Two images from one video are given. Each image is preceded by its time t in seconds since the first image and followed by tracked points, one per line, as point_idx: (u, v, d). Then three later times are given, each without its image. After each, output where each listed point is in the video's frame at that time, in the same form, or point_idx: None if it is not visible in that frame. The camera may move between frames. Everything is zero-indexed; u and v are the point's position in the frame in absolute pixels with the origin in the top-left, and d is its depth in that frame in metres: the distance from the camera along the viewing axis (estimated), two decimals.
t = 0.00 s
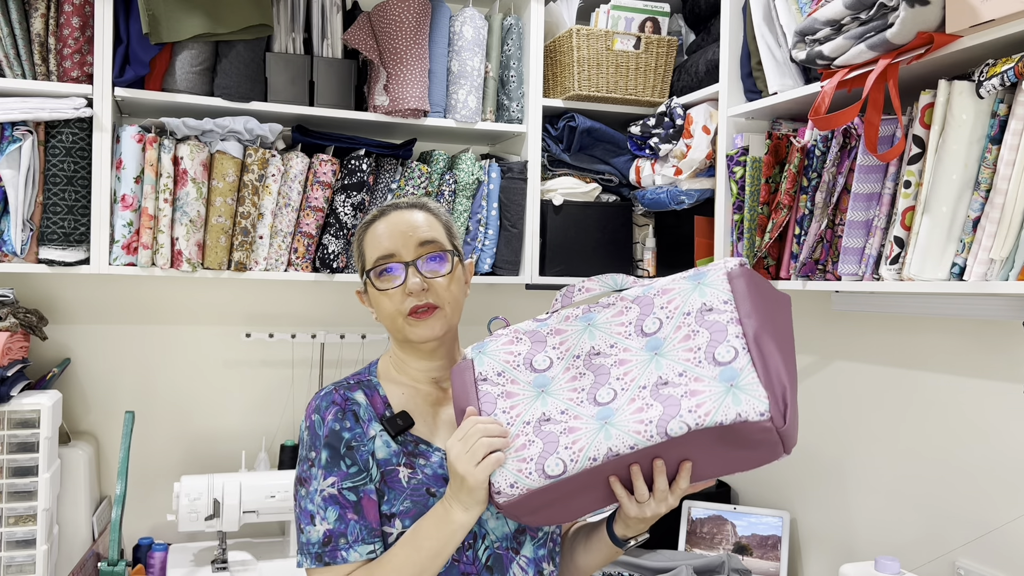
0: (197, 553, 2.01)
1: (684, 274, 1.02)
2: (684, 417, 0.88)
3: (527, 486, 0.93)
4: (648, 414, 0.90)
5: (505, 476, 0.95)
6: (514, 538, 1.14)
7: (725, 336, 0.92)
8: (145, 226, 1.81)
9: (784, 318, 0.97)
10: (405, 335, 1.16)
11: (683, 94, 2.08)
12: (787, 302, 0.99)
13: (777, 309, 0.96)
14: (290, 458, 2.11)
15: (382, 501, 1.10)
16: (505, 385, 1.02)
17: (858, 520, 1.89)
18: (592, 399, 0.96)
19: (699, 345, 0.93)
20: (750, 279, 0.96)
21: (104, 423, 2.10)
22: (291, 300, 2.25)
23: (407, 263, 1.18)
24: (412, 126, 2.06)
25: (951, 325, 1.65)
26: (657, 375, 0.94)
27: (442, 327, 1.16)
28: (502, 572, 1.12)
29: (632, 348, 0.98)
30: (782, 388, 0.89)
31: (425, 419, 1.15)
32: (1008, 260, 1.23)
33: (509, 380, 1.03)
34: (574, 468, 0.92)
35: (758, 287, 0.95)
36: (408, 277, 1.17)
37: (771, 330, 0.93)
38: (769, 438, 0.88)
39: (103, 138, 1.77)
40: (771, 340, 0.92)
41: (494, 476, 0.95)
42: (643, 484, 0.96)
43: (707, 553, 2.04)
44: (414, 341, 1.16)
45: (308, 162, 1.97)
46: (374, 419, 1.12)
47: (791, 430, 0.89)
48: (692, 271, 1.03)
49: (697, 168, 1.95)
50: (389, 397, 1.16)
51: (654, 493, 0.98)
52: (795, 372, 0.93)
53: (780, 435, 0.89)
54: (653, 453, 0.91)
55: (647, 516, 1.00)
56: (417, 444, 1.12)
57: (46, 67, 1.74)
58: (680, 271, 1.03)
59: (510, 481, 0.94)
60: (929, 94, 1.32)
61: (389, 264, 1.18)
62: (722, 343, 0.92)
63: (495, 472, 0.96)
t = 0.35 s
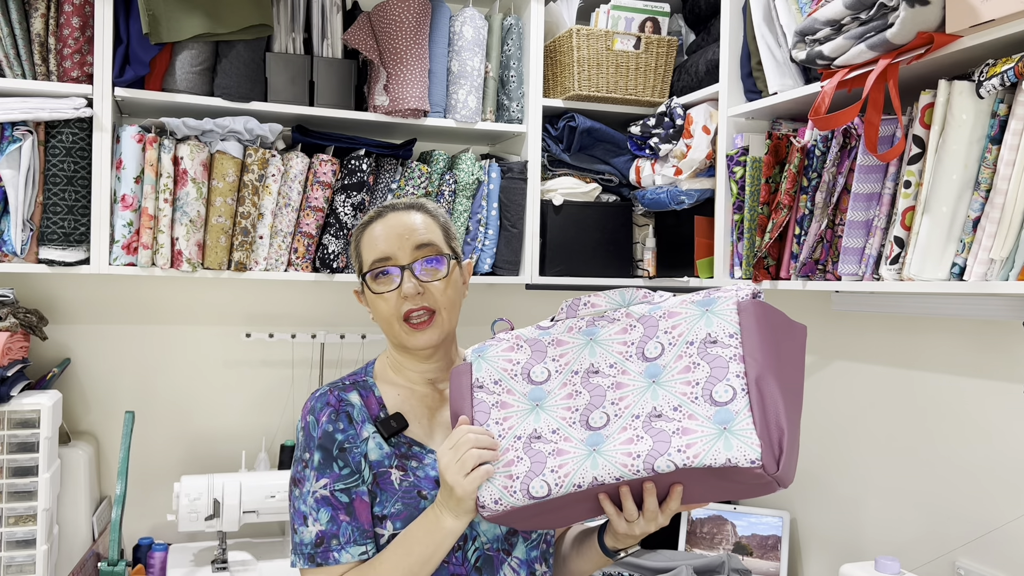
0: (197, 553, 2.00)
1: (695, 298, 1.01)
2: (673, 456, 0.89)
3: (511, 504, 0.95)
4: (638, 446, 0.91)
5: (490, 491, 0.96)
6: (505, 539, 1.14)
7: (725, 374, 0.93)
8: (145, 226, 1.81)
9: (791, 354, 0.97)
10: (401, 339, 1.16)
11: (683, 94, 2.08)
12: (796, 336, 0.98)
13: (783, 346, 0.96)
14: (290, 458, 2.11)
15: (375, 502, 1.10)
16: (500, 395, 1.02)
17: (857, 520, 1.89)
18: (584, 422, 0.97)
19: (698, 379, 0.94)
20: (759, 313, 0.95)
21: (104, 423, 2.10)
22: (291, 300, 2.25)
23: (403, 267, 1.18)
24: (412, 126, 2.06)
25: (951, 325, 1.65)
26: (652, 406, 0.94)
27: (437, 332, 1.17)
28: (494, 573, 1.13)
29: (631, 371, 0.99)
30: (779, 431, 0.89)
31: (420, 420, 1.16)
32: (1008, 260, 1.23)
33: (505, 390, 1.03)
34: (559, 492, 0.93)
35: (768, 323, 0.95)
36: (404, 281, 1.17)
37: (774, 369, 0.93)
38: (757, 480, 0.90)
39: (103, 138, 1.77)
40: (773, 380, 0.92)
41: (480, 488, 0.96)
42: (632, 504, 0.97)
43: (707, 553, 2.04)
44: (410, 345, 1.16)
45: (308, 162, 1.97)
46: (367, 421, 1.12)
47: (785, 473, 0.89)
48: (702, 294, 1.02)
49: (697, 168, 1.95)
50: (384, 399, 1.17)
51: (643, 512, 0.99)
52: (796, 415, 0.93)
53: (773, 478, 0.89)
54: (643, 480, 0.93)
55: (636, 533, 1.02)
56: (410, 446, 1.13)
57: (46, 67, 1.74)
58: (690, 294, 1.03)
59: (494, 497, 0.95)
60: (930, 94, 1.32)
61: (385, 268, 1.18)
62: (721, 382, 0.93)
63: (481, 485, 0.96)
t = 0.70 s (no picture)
0: (197, 553, 2.00)
1: (683, 286, 1.02)
2: (670, 437, 0.88)
3: (512, 496, 0.94)
4: (634, 430, 0.91)
5: (490, 483, 0.95)
6: (505, 539, 1.15)
7: (717, 355, 0.93)
8: (145, 226, 1.81)
9: (780, 339, 0.98)
10: (402, 339, 1.16)
11: (683, 95, 2.08)
12: (784, 322, 0.99)
13: (772, 326, 0.97)
14: (290, 458, 2.11)
15: (374, 501, 1.10)
16: (496, 391, 1.02)
17: (856, 519, 1.90)
18: (581, 411, 0.96)
19: (691, 362, 0.94)
20: (747, 296, 0.96)
21: (103, 423, 2.10)
22: (291, 300, 2.25)
23: (405, 267, 1.18)
24: (412, 126, 2.06)
25: (951, 325, 1.65)
26: (647, 391, 0.94)
27: (438, 331, 1.17)
28: (493, 572, 1.13)
29: (625, 360, 0.99)
30: (772, 410, 0.89)
31: (421, 420, 1.16)
32: (1008, 260, 1.23)
33: (501, 385, 1.02)
34: (559, 481, 0.92)
35: (755, 303, 0.96)
36: (406, 281, 1.17)
37: (765, 349, 0.94)
38: (755, 459, 0.89)
39: (103, 138, 1.77)
40: (764, 360, 0.93)
41: (480, 481, 0.96)
42: (632, 495, 0.97)
43: (707, 553, 2.04)
44: (410, 345, 1.16)
45: (308, 162, 1.97)
46: (367, 420, 1.12)
47: (780, 452, 0.89)
48: (690, 282, 1.04)
49: (697, 168, 1.95)
50: (384, 397, 1.17)
51: (643, 502, 1.00)
52: (788, 394, 0.94)
53: (769, 457, 0.89)
54: (640, 466, 0.93)
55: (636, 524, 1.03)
56: (410, 445, 1.13)
57: (45, 67, 1.74)
58: (679, 283, 1.04)
59: (495, 490, 0.95)
60: (929, 94, 1.32)
61: (387, 268, 1.18)
62: (714, 363, 0.93)
63: (480, 479, 0.96)
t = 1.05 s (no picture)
0: (197, 553, 2.00)
1: (689, 287, 1.03)
2: (677, 438, 0.89)
3: (517, 495, 0.94)
4: (641, 431, 0.91)
5: (496, 483, 0.95)
6: (508, 538, 1.14)
7: (723, 357, 0.94)
8: (145, 226, 1.81)
9: (787, 340, 0.98)
10: (404, 339, 1.17)
11: (683, 95, 2.08)
12: (792, 324, 1.00)
13: (777, 329, 0.97)
14: (290, 459, 2.11)
15: (377, 501, 1.10)
16: (501, 390, 1.02)
17: (857, 519, 1.90)
18: (587, 411, 0.97)
19: (697, 364, 0.95)
20: (753, 299, 0.97)
21: (104, 423, 2.10)
22: (291, 300, 2.25)
23: (407, 267, 1.18)
24: (412, 126, 2.06)
25: (951, 325, 1.65)
26: (653, 392, 0.95)
27: (440, 331, 1.17)
28: (496, 572, 1.13)
29: (631, 361, 0.99)
30: (777, 411, 0.90)
31: (423, 419, 1.16)
32: (1008, 260, 1.23)
33: (506, 385, 1.02)
34: (565, 481, 0.93)
35: (761, 306, 0.97)
36: (408, 282, 1.17)
37: (770, 351, 0.94)
38: (760, 461, 0.90)
39: (103, 138, 1.77)
40: (770, 362, 0.93)
41: (486, 481, 0.96)
42: (635, 495, 0.98)
43: (707, 553, 2.04)
44: (413, 345, 1.17)
45: (308, 162, 1.97)
46: (370, 420, 1.12)
47: (785, 454, 0.89)
48: (696, 284, 1.04)
49: (697, 168, 1.95)
50: (387, 397, 1.17)
51: (646, 502, 1.00)
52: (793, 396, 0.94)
53: (774, 458, 0.89)
54: (646, 466, 0.93)
55: (638, 524, 1.03)
56: (413, 444, 1.13)
57: (45, 67, 1.74)
58: (684, 284, 1.04)
59: (500, 489, 0.95)
60: (929, 95, 1.32)
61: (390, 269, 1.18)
62: (720, 365, 0.93)
63: (486, 478, 0.96)
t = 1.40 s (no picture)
0: (197, 553, 2.00)
1: (693, 289, 1.02)
2: (679, 440, 0.89)
3: (519, 495, 0.94)
4: (644, 433, 0.91)
5: (498, 483, 0.95)
6: (509, 538, 1.14)
7: (727, 359, 0.94)
8: (145, 226, 1.81)
9: (790, 343, 0.98)
10: (405, 338, 1.16)
11: (683, 95, 2.08)
12: (795, 327, 0.99)
13: (782, 331, 0.97)
14: (290, 458, 2.11)
15: (379, 501, 1.10)
16: (504, 390, 1.02)
17: (857, 519, 1.90)
18: (590, 412, 0.97)
19: (701, 365, 0.95)
20: (757, 301, 0.96)
21: (104, 423, 2.10)
22: (291, 300, 2.25)
23: (412, 265, 1.18)
24: (412, 126, 2.06)
25: (951, 325, 1.65)
26: (656, 393, 0.95)
27: (442, 333, 1.17)
28: (498, 572, 1.13)
29: (634, 362, 0.99)
30: (781, 415, 0.90)
31: (424, 420, 1.16)
32: (1008, 260, 1.23)
33: (509, 384, 1.02)
34: (567, 481, 0.93)
35: (766, 308, 0.96)
36: (412, 280, 1.17)
37: (775, 354, 0.94)
38: (762, 463, 0.90)
39: (103, 138, 1.77)
40: (773, 365, 0.93)
41: (488, 481, 0.96)
42: (637, 497, 0.98)
43: (707, 553, 2.04)
44: (414, 345, 1.16)
45: (308, 162, 1.97)
46: (371, 420, 1.13)
47: (788, 457, 0.89)
48: (701, 286, 1.04)
49: (697, 168, 1.95)
50: (388, 397, 1.17)
51: (647, 504, 1.00)
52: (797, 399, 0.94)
53: (777, 461, 0.90)
54: (648, 468, 0.93)
55: (640, 526, 1.03)
56: (415, 445, 1.13)
57: (45, 67, 1.74)
58: (688, 286, 1.04)
59: (502, 489, 0.95)
60: (929, 95, 1.32)
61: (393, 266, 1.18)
62: (723, 367, 0.93)
63: (488, 478, 0.96)
